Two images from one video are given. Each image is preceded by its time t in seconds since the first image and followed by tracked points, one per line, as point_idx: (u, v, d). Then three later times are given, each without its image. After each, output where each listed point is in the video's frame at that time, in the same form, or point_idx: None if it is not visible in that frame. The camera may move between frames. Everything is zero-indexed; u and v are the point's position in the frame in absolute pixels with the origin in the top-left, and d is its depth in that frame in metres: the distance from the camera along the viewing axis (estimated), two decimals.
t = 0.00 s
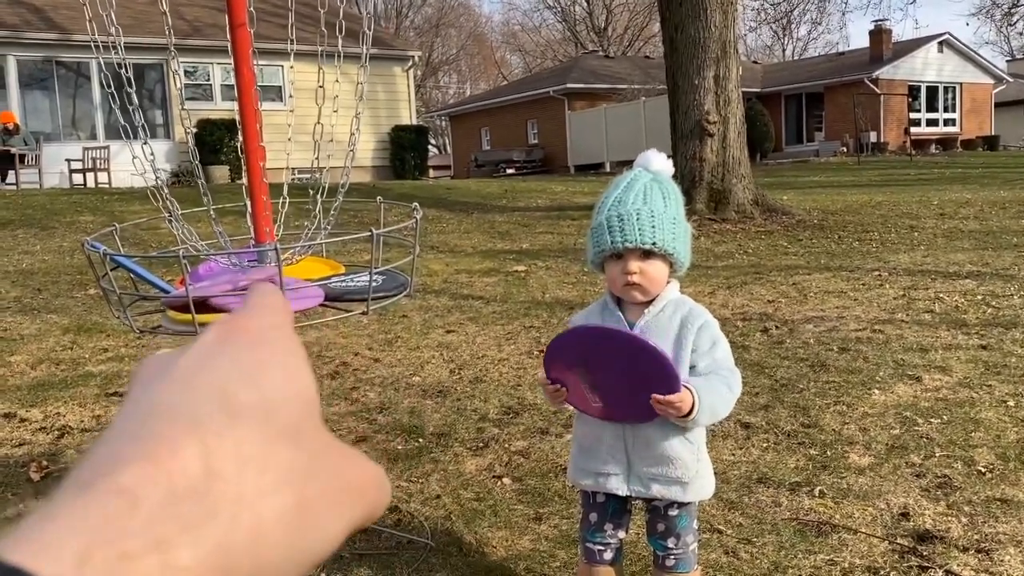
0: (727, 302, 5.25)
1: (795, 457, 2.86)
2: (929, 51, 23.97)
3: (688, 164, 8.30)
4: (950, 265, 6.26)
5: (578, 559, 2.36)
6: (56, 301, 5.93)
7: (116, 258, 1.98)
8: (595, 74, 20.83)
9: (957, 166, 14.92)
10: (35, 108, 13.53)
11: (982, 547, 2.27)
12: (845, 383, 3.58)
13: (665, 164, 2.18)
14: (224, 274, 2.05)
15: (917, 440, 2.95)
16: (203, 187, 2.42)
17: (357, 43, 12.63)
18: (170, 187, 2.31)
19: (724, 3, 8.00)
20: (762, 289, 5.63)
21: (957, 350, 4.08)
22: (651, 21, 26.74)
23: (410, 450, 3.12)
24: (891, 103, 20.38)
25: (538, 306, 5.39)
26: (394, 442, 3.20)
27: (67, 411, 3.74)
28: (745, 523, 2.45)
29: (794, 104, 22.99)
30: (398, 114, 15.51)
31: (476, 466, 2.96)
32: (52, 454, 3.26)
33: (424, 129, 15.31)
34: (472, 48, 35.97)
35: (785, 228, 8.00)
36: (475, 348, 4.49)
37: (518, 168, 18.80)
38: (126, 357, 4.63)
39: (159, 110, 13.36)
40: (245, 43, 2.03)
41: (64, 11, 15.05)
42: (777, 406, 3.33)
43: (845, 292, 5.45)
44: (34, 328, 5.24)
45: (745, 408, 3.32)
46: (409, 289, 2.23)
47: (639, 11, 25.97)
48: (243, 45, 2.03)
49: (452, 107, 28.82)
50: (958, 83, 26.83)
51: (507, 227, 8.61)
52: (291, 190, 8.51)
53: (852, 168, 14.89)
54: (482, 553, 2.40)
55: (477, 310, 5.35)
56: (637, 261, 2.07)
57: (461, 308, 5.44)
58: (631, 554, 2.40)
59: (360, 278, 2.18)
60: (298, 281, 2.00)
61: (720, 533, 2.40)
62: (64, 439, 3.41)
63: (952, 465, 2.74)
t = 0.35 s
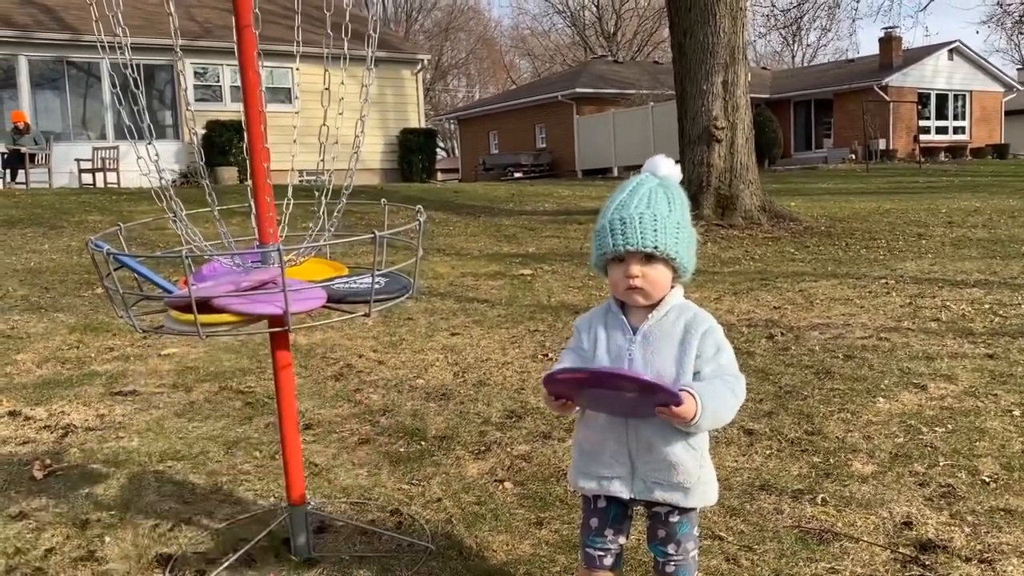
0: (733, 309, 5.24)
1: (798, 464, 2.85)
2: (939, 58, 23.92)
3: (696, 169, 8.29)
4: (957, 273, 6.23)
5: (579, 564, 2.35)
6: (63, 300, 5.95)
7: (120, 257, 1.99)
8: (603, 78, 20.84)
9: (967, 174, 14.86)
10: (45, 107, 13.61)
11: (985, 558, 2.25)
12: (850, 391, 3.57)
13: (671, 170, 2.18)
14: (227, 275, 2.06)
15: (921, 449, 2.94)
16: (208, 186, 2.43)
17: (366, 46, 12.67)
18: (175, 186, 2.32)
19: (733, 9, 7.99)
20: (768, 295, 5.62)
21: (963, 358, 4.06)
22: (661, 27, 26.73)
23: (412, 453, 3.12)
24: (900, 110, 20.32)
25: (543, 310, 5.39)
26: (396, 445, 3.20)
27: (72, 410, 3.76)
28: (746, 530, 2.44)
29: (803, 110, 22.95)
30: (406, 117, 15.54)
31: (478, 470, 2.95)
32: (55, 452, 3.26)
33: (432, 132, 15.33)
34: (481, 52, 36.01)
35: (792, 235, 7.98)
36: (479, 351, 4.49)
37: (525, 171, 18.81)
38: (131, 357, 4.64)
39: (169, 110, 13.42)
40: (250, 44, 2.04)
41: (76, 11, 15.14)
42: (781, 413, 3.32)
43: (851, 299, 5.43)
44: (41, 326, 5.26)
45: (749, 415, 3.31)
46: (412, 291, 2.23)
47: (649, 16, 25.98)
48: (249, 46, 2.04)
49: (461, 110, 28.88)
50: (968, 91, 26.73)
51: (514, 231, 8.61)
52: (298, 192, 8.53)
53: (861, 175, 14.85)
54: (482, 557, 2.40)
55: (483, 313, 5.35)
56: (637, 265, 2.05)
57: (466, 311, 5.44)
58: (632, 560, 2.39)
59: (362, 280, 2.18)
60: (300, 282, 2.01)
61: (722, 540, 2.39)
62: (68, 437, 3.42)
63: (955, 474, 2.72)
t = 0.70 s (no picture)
0: (742, 315, 5.21)
1: (808, 471, 2.82)
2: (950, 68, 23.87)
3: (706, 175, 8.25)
4: (969, 283, 6.19)
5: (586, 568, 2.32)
6: (71, 299, 5.95)
7: (127, 251, 1.97)
8: (613, 85, 20.83)
9: (978, 185, 14.79)
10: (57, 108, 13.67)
11: (1000, 568, 2.22)
12: (861, 398, 3.54)
13: (736, 185, 2.00)
14: (234, 272, 2.05)
15: (933, 457, 2.90)
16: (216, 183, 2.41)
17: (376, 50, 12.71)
18: (184, 182, 2.31)
19: (744, 16, 7.97)
20: (778, 302, 5.59)
21: (974, 367, 4.02)
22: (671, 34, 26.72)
23: (419, 454, 3.09)
24: (910, 120, 20.27)
25: (551, 315, 5.37)
26: (403, 446, 3.18)
27: (78, 407, 3.75)
28: (756, 537, 2.41)
29: (813, 119, 22.91)
30: (416, 122, 15.57)
31: (485, 472, 2.93)
32: (61, 450, 3.25)
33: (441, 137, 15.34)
34: (491, 57, 36.05)
35: (801, 243, 7.94)
36: (486, 354, 4.47)
37: (533, 177, 18.80)
38: (138, 356, 4.63)
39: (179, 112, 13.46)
40: (261, 40, 2.03)
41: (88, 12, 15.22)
42: (791, 420, 3.29)
43: (861, 307, 5.40)
44: (49, 325, 5.25)
45: (758, 421, 3.28)
46: (421, 290, 2.22)
47: (659, 24, 25.99)
48: (260, 42, 2.03)
49: (470, 116, 28.93)
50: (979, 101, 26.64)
51: (522, 235, 8.59)
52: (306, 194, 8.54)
53: (870, 184, 14.79)
54: (488, 560, 2.37)
55: (490, 317, 5.33)
56: (617, 255, 2.00)
57: (473, 314, 5.42)
58: (640, 566, 2.36)
59: (370, 278, 2.17)
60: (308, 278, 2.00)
61: (731, 546, 2.36)
62: (73, 435, 3.41)
63: (968, 483, 2.69)
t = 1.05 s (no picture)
0: (756, 327, 5.20)
1: (825, 483, 2.82)
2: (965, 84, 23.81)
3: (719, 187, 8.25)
4: (983, 299, 6.16)
5: None
6: (87, 299, 5.99)
7: (155, 251, 1.99)
8: (626, 95, 20.85)
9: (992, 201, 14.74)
10: (74, 110, 13.78)
11: None
12: (877, 412, 3.53)
13: (769, 199, 1.98)
14: (259, 274, 2.07)
15: (950, 472, 2.89)
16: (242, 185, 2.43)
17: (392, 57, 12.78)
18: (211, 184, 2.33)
19: (761, 29, 7.97)
20: (792, 315, 5.58)
21: (990, 383, 4.00)
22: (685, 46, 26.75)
23: (434, 459, 3.10)
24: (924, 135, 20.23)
25: (564, 323, 5.37)
26: (418, 450, 3.19)
27: (95, 407, 3.77)
28: (773, 548, 2.41)
29: (826, 133, 22.88)
30: (429, 129, 15.62)
31: (500, 478, 2.94)
32: (79, 448, 3.28)
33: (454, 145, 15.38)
34: (504, 67, 36.15)
35: (815, 256, 7.92)
36: (500, 361, 4.48)
37: (545, 186, 18.83)
38: (154, 356, 4.66)
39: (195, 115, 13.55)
40: (292, 45, 2.05)
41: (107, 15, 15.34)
42: (806, 432, 3.29)
43: (875, 321, 5.38)
44: (66, 324, 5.29)
45: (774, 433, 3.27)
46: (444, 294, 2.23)
47: (673, 35, 26.02)
48: (290, 48, 2.05)
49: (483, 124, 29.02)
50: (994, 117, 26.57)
51: (534, 244, 8.61)
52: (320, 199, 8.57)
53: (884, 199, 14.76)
54: (505, 565, 2.38)
55: (503, 324, 5.34)
56: (645, 260, 2.01)
57: (486, 321, 5.43)
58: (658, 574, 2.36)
59: (394, 281, 2.18)
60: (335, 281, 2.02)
61: (749, 557, 2.36)
62: (91, 433, 3.43)
63: (987, 499, 2.68)
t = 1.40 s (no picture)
0: (765, 338, 5.19)
1: (835, 495, 2.80)
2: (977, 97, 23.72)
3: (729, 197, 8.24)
4: (994, 312, 6.13)
5: None
6: (97, 300, 6.01)
7: (170, 252, 1.99)
8: (637, 104, 20.87)
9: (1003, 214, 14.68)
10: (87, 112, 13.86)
11: None
12: (888, 425, 3.51)
13: (777, 203, 1.95)
14: (272, 276, 2.07)
15: (962, 486, 2.87)
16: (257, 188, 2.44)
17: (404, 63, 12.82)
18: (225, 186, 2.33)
19: (774, 39, 7.97)
20: (802, 326, 5.56)
21: (1003, 398, 3.97)
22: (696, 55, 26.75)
23: (443, 465, 3.10)
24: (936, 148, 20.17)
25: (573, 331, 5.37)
26: (426, 456, 3.19)
27: (105, 407, 3.78)
28: (783, 560, 2.40)
29: (837, 144, 22.84)
30: (440, 135, 15.66)
31: (509, 486, 2.93)
32: (88, 448, 3.28)
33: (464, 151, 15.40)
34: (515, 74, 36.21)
35: (825, 267, 7.90)
36: (509, 368, 4.47)
37: (554, 193, 18.84)
38: (163, 358, 4.67)
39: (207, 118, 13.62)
40: (309, 48, 2.06)
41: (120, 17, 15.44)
42: (816, 444, 3.27)
43: (886, 333, 5.36)
44: (75, 325, 5.31)
45: (783, 445, 3.26)
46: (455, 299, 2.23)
47: (684, 45, 26.04)
48: (307, 50, 2.06)
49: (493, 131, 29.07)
50: (1005, 131, 26.49)
51: (543, 251, 8.61)
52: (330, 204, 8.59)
53: (894, 211, 14.71)
54: (513, 573, 2.37)
55: (511, 331, 5.33)
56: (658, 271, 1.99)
57: (494, 328, 5.42)
58: None
59: (408, 287, 2.18)
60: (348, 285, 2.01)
61: (759, 568, 2.35)
62: (100, 434, 3.44)
63: (999, 514, 2.66)
